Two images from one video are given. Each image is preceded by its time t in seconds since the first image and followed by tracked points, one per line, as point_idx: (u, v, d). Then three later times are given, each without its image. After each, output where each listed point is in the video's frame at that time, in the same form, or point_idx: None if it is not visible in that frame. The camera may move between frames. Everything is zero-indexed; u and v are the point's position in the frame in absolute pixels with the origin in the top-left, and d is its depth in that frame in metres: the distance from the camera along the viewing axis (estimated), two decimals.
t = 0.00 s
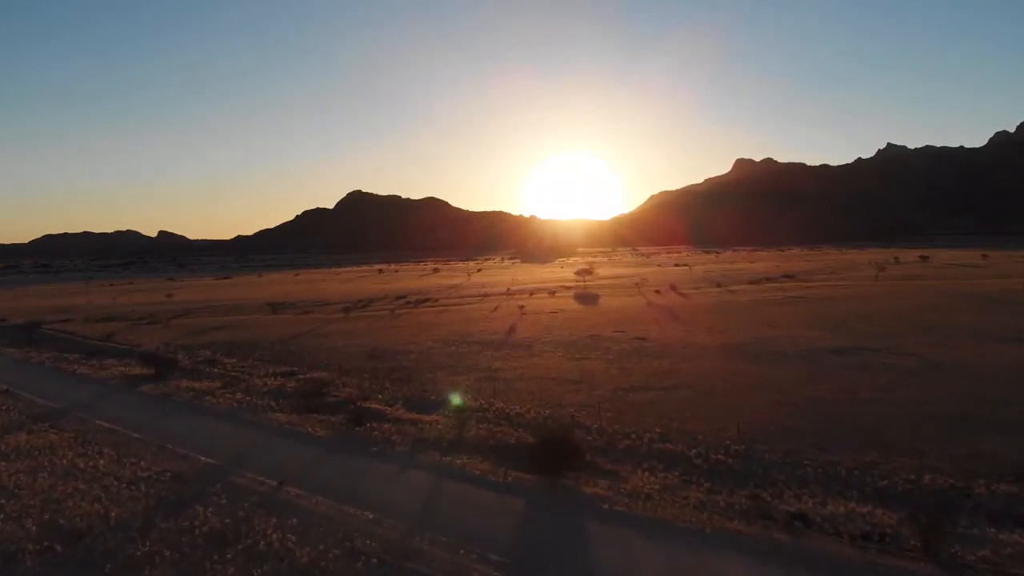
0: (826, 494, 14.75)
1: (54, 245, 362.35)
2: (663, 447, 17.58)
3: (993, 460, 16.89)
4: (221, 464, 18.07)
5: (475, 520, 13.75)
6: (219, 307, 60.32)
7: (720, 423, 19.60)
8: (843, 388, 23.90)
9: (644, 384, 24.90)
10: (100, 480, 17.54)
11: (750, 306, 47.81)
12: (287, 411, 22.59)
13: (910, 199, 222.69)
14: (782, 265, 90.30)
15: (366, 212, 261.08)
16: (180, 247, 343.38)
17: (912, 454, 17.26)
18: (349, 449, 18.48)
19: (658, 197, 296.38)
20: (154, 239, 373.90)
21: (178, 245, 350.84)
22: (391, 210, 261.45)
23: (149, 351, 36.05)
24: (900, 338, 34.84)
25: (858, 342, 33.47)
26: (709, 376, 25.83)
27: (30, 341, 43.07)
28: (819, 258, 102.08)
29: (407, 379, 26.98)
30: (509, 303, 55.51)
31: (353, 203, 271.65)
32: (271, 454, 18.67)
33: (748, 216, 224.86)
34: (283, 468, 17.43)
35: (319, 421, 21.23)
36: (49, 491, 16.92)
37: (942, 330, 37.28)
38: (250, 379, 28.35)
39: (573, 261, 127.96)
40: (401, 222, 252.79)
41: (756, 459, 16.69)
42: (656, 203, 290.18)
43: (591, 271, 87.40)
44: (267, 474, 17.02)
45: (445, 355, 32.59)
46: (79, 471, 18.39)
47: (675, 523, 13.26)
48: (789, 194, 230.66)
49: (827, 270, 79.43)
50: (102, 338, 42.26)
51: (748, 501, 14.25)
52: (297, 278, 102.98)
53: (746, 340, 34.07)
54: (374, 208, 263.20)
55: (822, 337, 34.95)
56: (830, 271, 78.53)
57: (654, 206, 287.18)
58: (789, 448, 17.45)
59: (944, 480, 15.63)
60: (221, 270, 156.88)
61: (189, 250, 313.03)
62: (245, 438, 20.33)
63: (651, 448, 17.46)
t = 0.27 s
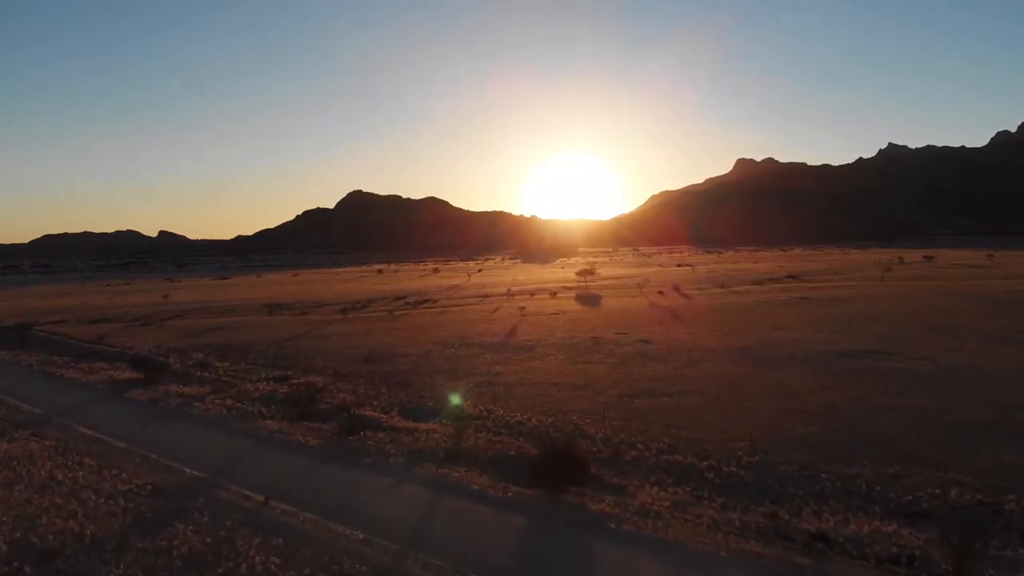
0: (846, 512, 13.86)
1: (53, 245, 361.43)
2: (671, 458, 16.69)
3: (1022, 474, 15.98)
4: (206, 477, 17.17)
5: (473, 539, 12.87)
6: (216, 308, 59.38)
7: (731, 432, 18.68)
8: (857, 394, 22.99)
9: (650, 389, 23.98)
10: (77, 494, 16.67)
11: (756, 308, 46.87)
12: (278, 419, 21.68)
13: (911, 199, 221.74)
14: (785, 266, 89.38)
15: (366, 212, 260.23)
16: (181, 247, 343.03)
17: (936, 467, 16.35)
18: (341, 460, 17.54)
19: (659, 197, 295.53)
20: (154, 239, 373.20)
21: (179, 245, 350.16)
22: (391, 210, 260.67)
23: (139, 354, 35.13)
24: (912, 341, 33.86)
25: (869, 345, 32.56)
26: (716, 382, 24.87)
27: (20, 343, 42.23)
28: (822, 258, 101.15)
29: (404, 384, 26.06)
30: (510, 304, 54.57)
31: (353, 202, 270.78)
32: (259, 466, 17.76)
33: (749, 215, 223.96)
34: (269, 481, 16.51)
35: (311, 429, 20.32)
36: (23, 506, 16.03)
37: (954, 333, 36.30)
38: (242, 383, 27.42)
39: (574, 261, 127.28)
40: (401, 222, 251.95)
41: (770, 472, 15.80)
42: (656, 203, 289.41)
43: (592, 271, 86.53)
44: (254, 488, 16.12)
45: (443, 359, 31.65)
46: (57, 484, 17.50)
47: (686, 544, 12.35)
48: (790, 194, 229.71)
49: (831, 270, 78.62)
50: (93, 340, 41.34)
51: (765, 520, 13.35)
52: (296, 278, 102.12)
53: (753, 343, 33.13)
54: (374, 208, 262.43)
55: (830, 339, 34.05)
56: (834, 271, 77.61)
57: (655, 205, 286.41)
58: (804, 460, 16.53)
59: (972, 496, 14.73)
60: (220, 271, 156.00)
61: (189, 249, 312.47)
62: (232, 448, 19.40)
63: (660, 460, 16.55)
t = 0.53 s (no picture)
0: (870, 532, 12.95)
1: (53, 245, 360.27)
2: (681, 471, 15.79)
3: None
4: (189, 491, 16.25)
5: (471, 561, 11.96)
6: (212, 309, 58.46)
7: (743, 443, 17.75)
8: (873, 401, 22.03)
9: (656, 395, 23.04)
10: (53, 510, 15.78)
11: (762, 309, 45.98)
12: (268, 427, 20.77)
13: (914, 198, 220.70)
14: (789, 266, 88.51)
15: (367, 212, 259.35)
16: (180, 247, 342.15)
17: (962, 482, 15.43)
18: (332, 472, 16.65)
19: (660, 197, 294.64)
20: (154, 239, 372.32)
21: (178, 245, 349.26)
22: (391, 210, 259.85)
23: (130, 357, 34.21)
24: (925, 343, 32.92)
25: (880, 348, 31.67)
26: (724, 387, 23.96)
27: (10, 345, 41.34)
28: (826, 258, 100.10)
29: (401, 389, 25.16)
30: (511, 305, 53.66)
31: (353, 202, 269.91)
32: (246, 479, 16.83)
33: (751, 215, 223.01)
34: (256, 495, 15.61)
35: (302, 438, 19.40)
36: None
37: (967, 335, 35.38)
38: (233, 388, 26.53)
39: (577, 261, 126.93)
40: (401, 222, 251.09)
41: (786, 487, 14.91)
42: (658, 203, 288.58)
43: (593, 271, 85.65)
44: (239, 503, 15.21)
45: (442, 363, 30.73)
46: (32, 498, 16.59)
47: (701, 568, 11.45)
48: (792, 194, 228.74)
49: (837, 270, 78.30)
50: (84, 343, 40.42)
51: (784, 541, 12.45)
52: (295, 279, 101.26)
53: (761, 346, 32.22)
54: (375, 208, 261.65)
55: (839, 342, 33.15)
56: (838, 272, 76.59)
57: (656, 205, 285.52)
58: (821, 474, 15.65)
59: (1003, 513, 13.82)
60: (219, 271, 155.13)
61: (189, 249, 311.60)
62: (219, 458, 18.50)
63: (668, 474, 15.65)
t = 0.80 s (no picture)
0: (893, 551, 12.18)
1: (52, 245, 359.42)
2: (690, 483, 15.02)
3: None
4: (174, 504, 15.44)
5: None
6: (208, 310, 57.71)
7: (753, 452, 16.98)
8: (887, 407, 21.24)
9: (662, 400, 22.25)
10: (30, 524, 15.03)
11: (767, 310, 45.21)
12: (259, 435, 19.99)
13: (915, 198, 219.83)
14: (792, 266, 87.86)
15: (367, 211, 258.65)
16: (180, 247, 341.49)
17: (986, 495, 14.65)
18: (324, 484, 15.88)
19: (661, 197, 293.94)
20: (154, 239, 371.70)
21: (179, 245, 348.59)
22: (392, 209, 259.20)
23: (121, 360, 33.45)
24: (935, 346, 32.11)
25: (890, 350, 30.89)
26: (731, 393, 23.18)
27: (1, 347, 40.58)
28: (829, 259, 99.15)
29: (398, 394, 24.38)
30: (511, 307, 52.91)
31: (354, 202, 269.23)
32: (232, 491, 16.02)
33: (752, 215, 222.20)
34: (243, 509, 14.83)
35: (293, 447, 18.63)
36: None
37: (977, 338, 34.59)
38: (225, 393, 25.76)
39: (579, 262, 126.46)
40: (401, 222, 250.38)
41: (801, 501, 14.15)
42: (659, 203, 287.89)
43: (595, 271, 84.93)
44: (224, 518, 14.44)
45: (441, 366, 29.96)
46: (10, 511, 15.83)
47: None
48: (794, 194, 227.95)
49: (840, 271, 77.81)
50: (76, 345, 39.63)
51: (802, 561, 11.70)
52: (293, 279, 100.57)
53: (767, 348, 31.45)
54: (375, 208, 261.01)
55: (848, 345, 32.37)
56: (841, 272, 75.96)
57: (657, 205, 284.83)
58: (837, 487, 14.89)
59: None
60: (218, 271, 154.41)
61: (189, 249, 310.99)
62: (206, 468, 17.73)
63: (677, 486, 14.88)
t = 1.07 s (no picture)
0: None
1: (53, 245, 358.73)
2: (702, 500, 14.11)
3: None
4: (153, 520, 14.52)
5: None
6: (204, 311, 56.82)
7: (768, 465, 16.08)
8: (903, 415, 20.36)
9: (668, 407, 21.37)
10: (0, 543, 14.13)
11: (771, 312, 44.35)
12: (247, 444, 19.08)
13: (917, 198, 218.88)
14: (795, 266, 87.31)
15: (367, 211, 257.81)
16: (180, 246, 340.70)
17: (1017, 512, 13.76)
18: (314, 499, 14.99)
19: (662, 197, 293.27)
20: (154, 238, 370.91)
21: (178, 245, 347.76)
22: (391, 209, 258.42)
23: (111, 364, 32.52)
24: (947, 350, 31.20)
25: (901, 354, 29.98)
26: (740, 399, 22.26)
27: None
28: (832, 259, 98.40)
29: (394, 401, 23.46)
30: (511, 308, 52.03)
31: (354, 202, 268.44)
32: (216, 507, 15.11)
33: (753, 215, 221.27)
34: (226, 527, 13.91)
35: (283, 458, 17.74)
36: None
37: (989, 341, 33.69)
38: (215, 399, 24.86)
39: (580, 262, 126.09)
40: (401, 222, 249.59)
41: (822, 520, 13.24)
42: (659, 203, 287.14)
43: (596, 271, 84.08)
44: (206, 536, 13.53)
45: (439, 370, 29.05)
46: None
47: None
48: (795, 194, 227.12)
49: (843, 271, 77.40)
50: (66, 348, 38.71)
51: None
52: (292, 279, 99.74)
53: (775, 352, 30.55)
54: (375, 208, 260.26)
55: (857, 348, 31.46)
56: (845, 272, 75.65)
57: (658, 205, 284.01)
58: (858, 503, 13.99)
59: None
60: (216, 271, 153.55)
61: (188, 249, 310.21)
62: (190, 481, 16.81)
63: (689, 503, 13.98)
